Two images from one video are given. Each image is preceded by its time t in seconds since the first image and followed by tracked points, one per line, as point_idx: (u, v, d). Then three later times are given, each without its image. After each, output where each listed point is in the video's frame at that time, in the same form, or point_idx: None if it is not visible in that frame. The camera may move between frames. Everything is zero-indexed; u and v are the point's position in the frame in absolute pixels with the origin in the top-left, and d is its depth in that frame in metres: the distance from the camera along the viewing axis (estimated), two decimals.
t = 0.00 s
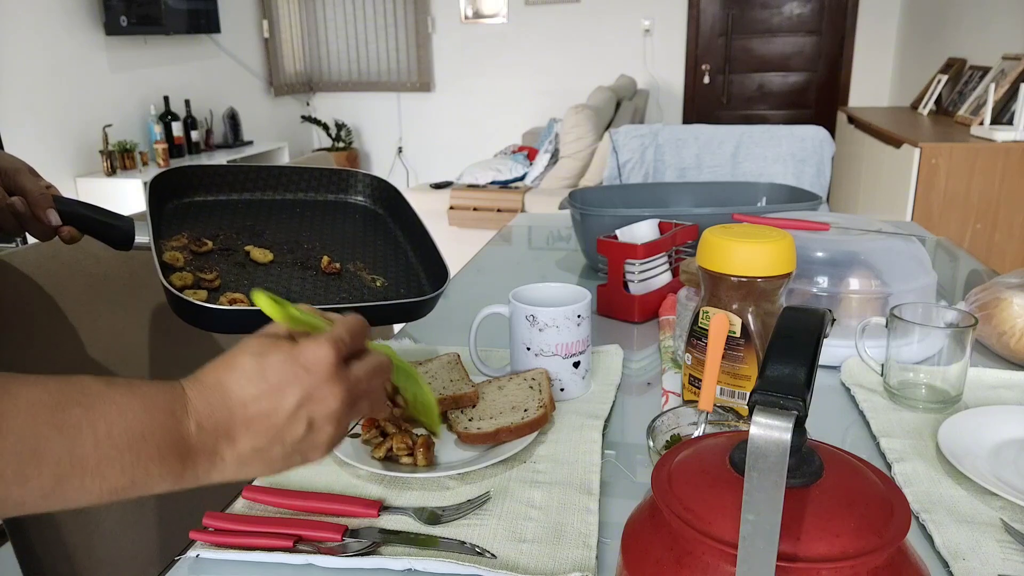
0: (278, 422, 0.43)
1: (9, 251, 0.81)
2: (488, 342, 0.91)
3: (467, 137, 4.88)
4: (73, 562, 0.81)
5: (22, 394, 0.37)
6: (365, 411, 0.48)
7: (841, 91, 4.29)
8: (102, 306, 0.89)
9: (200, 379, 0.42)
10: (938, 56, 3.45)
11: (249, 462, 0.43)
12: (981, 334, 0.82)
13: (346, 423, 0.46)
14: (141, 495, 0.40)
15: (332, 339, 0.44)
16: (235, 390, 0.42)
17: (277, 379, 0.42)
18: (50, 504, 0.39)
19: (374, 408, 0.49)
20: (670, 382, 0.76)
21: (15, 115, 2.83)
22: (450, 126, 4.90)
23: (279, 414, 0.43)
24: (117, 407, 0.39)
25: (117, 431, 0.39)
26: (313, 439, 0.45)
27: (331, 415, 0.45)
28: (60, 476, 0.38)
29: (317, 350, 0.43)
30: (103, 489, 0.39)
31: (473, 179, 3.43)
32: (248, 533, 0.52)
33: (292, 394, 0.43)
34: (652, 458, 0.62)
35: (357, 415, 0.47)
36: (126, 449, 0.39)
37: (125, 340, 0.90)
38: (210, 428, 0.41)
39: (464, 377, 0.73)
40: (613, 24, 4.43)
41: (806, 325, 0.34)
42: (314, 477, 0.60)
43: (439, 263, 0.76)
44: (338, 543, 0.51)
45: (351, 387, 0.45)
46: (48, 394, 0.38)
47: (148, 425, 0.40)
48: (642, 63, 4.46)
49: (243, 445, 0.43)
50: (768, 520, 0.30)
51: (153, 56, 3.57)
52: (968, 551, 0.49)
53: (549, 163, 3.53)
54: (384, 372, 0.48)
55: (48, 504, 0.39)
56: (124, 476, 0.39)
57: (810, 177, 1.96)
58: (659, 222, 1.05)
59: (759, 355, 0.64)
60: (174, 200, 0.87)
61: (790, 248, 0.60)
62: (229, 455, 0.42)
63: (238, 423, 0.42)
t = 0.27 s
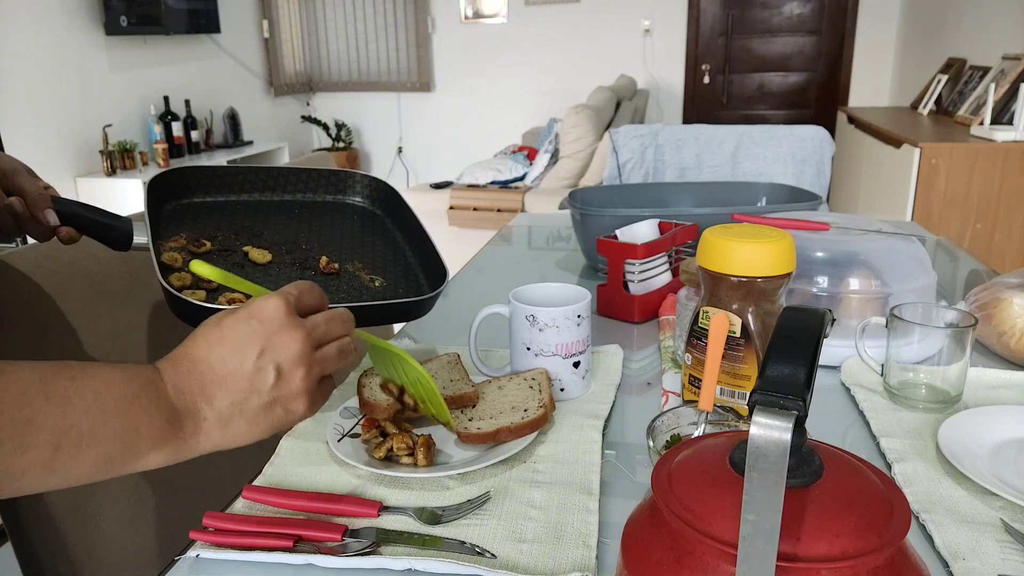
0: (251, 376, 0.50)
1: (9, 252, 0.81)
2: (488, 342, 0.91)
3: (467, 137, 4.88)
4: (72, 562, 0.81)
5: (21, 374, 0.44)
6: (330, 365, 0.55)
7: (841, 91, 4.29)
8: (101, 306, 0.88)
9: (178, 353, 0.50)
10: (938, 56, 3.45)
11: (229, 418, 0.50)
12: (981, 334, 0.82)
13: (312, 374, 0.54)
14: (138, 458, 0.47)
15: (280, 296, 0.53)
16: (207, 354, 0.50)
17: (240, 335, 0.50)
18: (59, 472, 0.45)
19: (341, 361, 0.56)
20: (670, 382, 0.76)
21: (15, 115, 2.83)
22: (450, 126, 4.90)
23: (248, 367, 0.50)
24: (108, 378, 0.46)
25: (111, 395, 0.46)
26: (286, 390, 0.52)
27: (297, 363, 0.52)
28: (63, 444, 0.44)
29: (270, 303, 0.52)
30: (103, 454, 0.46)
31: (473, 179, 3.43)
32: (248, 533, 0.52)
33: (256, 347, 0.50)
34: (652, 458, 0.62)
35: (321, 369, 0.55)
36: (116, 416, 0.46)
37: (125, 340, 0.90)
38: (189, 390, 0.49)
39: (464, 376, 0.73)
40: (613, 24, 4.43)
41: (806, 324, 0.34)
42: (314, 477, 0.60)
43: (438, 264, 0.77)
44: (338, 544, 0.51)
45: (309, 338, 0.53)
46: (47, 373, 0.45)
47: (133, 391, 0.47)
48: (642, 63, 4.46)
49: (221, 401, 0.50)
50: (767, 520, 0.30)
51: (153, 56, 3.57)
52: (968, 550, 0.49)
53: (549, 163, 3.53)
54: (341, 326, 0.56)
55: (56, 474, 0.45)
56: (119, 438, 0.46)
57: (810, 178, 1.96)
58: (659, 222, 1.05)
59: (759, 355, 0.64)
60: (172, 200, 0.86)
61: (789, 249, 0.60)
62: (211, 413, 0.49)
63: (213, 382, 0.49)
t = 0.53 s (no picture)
0: (234, 354, 0.52)
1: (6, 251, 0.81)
2: (487, 342, 0.91)
3: (467, 137, 4.88)
4: (72, 563, 0.82)
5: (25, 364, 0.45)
6: (308, 346, 0.57)
7: (841, 91, 4.29)
8: (101, 306, 0.88)
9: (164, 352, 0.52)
10: (938, 56, 3.45)
11: (224, 396, 0.51)
12: (981, 334, 0.82)
13: (294, 351, 0.55)
14: (143, 438, 0.48)
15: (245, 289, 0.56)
16: (194, 342, 0.52)
17: (215, 321, 0.53)
18: (68, 457, 0.46)
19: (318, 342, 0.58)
20: (670, 382, 0.76)
21: (15, 115, 2.83)
22: (450, 126, 4.90)
23: (231, 346, 0.52)
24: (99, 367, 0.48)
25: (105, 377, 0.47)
26: (274, 367, 0.54)
27: (277, 339, 0.54)
28: (69, 424, 0.45)
29: (240, 295, 0.55)
30: (109, 435, 0.47)
31: (472, 179, 3.43)
32: (248, 532, 0.52)
33: (232, 327, 0.53)
34: (652, 458, 0.63)
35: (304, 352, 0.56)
36: (118, 394, 0.47)
37: (125, 339, 0.90)
38: (182, 375, 0.51)
39: (464, 376, 0.73)
40: (613, 24, 4.43)
41: (807, 325, 0.34)
42: (314, 477, 0.60)
43: (436, 265, 0.77)
44: (338, 544, 0.51)
45: (283, 318, 0.55)
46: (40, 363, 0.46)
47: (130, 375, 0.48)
48: (642, 63, 4.46)
49: (213, 380, 0.51)
50: (767, 520, 0.30)
51: (153, 57, 3.57)
52: (968, 550, 0.49)
53: (549, 163, 3.52)
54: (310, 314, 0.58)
55: (64, 460, 0.46)
56: (123, 415, 0.47)
57: (810, 178, 1.96)
58: (659, 222, 1.05)
59: (759, 355, 0.64)
60: (169, 201, 0.86)
61: (790, 248, 0.60)
62: (206, 392, 0.51)
63: (203, 364, 0.51)
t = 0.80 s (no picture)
0: (224, 340, 0.51)
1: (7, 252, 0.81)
2: (488, 342, 0.91)
3: (467, 137, 4.88)
4: (72, 562, 0.82)
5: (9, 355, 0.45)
6: (299, 326, 0.56)
7: (841, 91, 4.29)
8: (102, 307, 0.89)
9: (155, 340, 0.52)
10: (938, 56, 3.45)
11: (217, 382, 0.51)
12: (981, 334, 0.82)
13: (285, 330, 0.54)
14: (135, 426, 0.48)
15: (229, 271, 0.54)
16: (182, 327, 0.51)
17: (201, 307, 0.51)
18: (59, 447, 0.46)
19: (308, 322, 0.56)
20: (670, 382, 0.76)
21: (16, 115, 2.83)
22: (450, 126, 4.90)
23: (221, 330, 0.51)
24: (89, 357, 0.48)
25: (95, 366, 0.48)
26: (265, 350, 0.53)
27: (266, 321, 0.53)
28: (57, 413, 0.46)
29: (225, 277, 0.53)
30: (99, 423, 0.47)
31: (472, 179, 3.43)
32: (248, 533, 0.52)
33: (218, 313, 0.51)
34: (652, 458, 0.63)
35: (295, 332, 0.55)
36: (107, 383, 0.47)
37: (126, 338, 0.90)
38: (173, 361, 0.50)
39: (464, 376, 0.73)
40: (613, 24, 4.43)
41: (806, 325, 0.34)
42: (314, 478, 0.60)
43: (435, 266, 0.77)
44: (338, 544, 0.51)
45: (271, 299, 0.54)
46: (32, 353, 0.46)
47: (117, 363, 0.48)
48: (642, 63, 4.46)
49: (204, 365, 0.51)
50: (767, 520, 0.30)
51: (153, 56, 3.57)
52: (968, 550, 0.49)
53: (549, 163, 3.52)
54: (298, 293, 0.57)
55: (55, 449, 0.46)
56: (113, 403, 0.47)
57: (810, 178, 1.96)
58: (659, 222, 1.05)
59: (759, 355, 0.64)
60: (168, 203, 0.86)
61: (789, 248, 0.60)
62: (198, 377, 0.51)
63: (193, 349, 0.51)
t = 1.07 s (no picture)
0: (222, 348, 0.51)
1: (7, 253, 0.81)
2: (487, 342, 0.91)
3: (467, 137, 4.88)
4: (72, 563, 0.81)
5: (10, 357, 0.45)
6: (299, 331, 0.55)
7: (841, 91, 4.29)
8: (103, 307, 0.89)
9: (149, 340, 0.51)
10: (938, 56, 3.45)
11: (211, 391, 0.51)
12: (981, 334, 0.82)
13: (284, 337, 0.53)
14: (125, 435, 0.48)
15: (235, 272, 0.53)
16: (180, 329, 0.50)
17: (203, 309, 0.51)
18: (44, 457, 0.45)
19: (309, 328, 0.55)
20: (670, 382, 0.76)
21: (15, 115, 2.83)
22: (450, 126, 4.90)
23: (218, 335, 0.51)
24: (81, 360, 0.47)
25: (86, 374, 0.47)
26: (262, 358, 0.52)
27: (266, 329, 0.52)
28: (45, 423, 0.45)
29: (227, 277, 0.52)
30: (88, 432, 0.46)
31: (472, 179, 3.43)
32: (248, 533, 0.52)
33: (219, 318, 0.51)
34: (652, 458, 0.63)
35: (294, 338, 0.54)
36: (99, 392, 0.46)
37: (127, 337, 0.90)
38: (167, 367, 0.50)
39: (464, 376, 0.73)
40: (613, 24, 4.43)
41: (806, 325, 0.34)
42: (314, 477, 0.60)
43: (436, 259, 0.77)
44: (338, 544, 0.51)
45: (272, 303, 0.53)
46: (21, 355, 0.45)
47: (110, 371, 0.48)
48: (642, 63, 4.46)
49: (198, 374, 0.50)
50: (767, 520, 0.31)
51: (153, 56, 3.57)
52: (968, 551, 0.49)
53: (549, 163, 3.52)
54: (303, 296, 0.56)
55: (41, 455, 0.45)
56: (102, 414, 0.46)
57: (810, 178, 1.96)
58: (659, 222, 1.05)
59: (759, 355, 0.64)
60: (170, 201, 0.86)
61: (789, 248, 0.60)
62: (190, 386, 0.50)
63: (188, 355, 0.50)
